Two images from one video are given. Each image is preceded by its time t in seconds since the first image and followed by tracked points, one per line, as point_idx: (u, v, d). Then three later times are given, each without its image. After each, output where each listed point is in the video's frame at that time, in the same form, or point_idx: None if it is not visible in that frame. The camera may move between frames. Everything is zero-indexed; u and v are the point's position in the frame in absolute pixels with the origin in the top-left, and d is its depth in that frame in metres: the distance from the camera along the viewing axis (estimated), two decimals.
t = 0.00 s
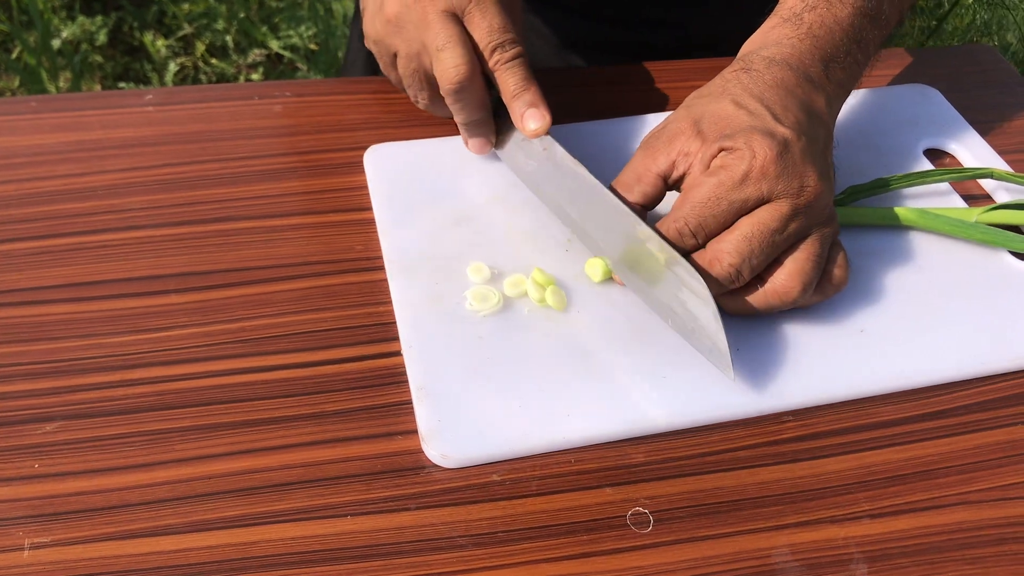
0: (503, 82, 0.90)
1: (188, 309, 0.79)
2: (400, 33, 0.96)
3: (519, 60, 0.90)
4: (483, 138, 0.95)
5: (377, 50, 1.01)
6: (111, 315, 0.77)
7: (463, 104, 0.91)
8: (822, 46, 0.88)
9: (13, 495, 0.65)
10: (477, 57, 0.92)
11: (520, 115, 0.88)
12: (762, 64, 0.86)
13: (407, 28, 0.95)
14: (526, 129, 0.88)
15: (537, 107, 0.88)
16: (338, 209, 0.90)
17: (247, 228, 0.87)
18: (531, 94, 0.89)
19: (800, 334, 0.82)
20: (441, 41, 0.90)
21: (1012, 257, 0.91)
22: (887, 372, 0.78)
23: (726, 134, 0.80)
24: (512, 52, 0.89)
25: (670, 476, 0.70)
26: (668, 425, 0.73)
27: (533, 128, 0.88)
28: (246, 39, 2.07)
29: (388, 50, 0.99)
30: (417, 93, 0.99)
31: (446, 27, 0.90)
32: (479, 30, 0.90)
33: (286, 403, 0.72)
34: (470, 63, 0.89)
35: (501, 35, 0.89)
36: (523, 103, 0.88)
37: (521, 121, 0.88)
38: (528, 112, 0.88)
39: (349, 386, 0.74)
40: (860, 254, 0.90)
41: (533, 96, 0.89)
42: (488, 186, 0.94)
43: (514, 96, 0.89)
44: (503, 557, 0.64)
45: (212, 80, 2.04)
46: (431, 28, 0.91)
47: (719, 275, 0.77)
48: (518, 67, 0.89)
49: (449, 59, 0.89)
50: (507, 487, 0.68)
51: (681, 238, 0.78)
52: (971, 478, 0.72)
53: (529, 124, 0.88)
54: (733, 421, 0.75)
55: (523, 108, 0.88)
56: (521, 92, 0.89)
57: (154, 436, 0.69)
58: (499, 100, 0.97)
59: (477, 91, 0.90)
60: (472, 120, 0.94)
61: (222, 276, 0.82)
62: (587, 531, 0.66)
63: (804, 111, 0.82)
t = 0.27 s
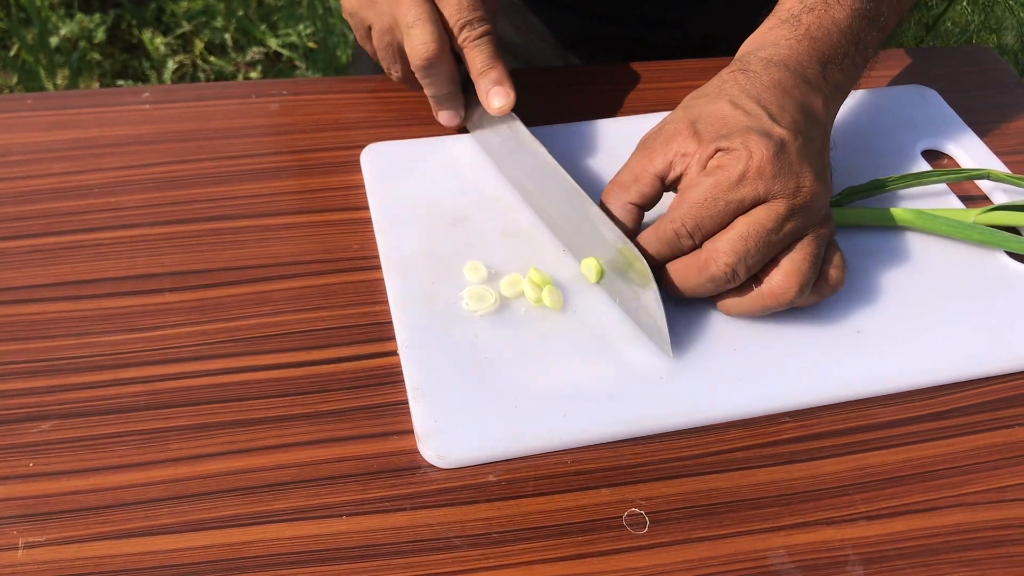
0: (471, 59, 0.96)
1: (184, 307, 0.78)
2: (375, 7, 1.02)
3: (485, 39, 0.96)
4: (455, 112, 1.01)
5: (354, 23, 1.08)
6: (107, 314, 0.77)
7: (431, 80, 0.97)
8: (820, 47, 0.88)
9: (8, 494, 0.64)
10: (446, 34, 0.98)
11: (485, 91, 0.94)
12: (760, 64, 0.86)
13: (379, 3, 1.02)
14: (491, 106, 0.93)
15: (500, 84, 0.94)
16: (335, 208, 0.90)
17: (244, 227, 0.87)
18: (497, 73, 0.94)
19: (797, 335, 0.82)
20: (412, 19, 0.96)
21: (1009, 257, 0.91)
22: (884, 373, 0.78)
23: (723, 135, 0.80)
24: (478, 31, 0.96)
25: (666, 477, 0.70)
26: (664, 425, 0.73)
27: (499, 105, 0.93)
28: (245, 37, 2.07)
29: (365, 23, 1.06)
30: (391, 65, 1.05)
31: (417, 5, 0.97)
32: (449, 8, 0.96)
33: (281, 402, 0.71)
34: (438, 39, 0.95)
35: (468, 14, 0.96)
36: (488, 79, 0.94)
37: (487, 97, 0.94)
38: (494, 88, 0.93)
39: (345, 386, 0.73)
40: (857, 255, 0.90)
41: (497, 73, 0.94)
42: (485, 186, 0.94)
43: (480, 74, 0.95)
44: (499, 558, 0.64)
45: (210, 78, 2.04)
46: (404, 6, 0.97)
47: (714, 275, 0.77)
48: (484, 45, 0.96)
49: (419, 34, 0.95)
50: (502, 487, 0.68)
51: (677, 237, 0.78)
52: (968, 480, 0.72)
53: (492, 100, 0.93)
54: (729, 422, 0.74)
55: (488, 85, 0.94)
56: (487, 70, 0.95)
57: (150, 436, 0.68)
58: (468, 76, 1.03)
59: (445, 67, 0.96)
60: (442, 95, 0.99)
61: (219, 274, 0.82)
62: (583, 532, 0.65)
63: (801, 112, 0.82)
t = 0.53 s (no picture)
0: (471, 68, 0.95)
1: (181, 311, 0.78)
2: (374, 16, 1.01)
3: (486, 48, 0.96)
4: (451, 119, 1.00)
5: (352, 32, 1.07)
6: (104, 317, 0.77)
7: (431, 88, 0.96)
8: (823, 53, 0.88)
9: (3, 499, 0.64)
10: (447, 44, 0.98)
11: (486, 99, 0.93)
12: (763, 71, 0.85)
13: (380, 12, 1.00)
14: (491, 114, 0.93)
15: (503, 93, 0.93)
16: (333, 212, 0.90)
17: (241, 230, 0.86)
18: (497, 82, 0.94)
19: (795, 342, 0.82)
20: (413, 26, 0.96)
21: (1008, 264, 0.91)
22: (883, 380, 0.78)
23: (725, 142, 0.79)
24: (481, 39, 0.95)
25: (664, 484, 0.69)
26: (663, 432, 0.73)
27: (499, 113, 0.93)
28: (245, 37, 2.07)
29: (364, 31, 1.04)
30: (389, 74, 1.02)
31: (419, 13, 0.96)
32: (450, 16, 0.96)
33: (278, 407, 0.71)
34: (438, 48, 0.95)
35: (470, 23, 0.95)
36: (490, 88, 0.94)
37: (487, 105, 0.93)
38: (495, 97, 0.93)
39: (342, 391, 0.73)
40: (856, 261, 0.90)
41: (498, 82, 0.94)
42: (484, 190, 0.94)
43: (480, 83, 0.95)
44: (496, 565, 0.63)
45: (210, 78, 2.04)
46: (405, 14, 0.97)
47: (717, 286, 0.77)
48: (486, 53, 0.95)
49: (420, 43, 0.95)
50: (500, 494, 0.68)
51: (680, 248, 0.78)
52: (966, 488, 0.71)
53: (495, 108, 0.93)
54: (726, 430, 0.74)
55: (489, 93, 0.94)
56: (488, 77, 0.94)
57: (146, 440, 0.68)
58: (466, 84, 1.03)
59: (444, 75, 0.96)
60: (439, 103, 0.99)
61: (216, 278, 0.81)
62: (580, 539, 0.65)
63: (804, 119, 0.82)
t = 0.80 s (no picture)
0: (469, 90, 0.91)
1: (175, 315, 0.78)
2: (378, 42, 1.00)
3: (484, 66, 0.90)
4: (471, 139, 0.98)
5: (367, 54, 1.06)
6: (97, 321, 0.77)
7: (435, 115, 0.94)
8: (826, 55, 0.87)
9: None
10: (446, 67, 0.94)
11: (485, 124, 0.90)
12: (766, 72, 0.85)
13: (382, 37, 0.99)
14: (491, 139, 0.90)
15: (500, 116, 0.89)
16: (329, 215, 0.90)
17: (237, 233, 0.86)
18: (496, 103, 0.90)
19: (791, 347, 0.81)
20: (408, 54, 0.93)
21: (1005, 269, 0.91)
22: (879, 387, 0.78)
23: (724, 143, 0.79)
24: (475, 59, 0.90)
25: (660, 491, 0.69)
26: (658, 438, 0.73)
27: (498, 138, 0.89)
28: (244, 36, 2.06)
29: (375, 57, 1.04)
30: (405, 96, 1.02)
31: (414, 40, 0.93)
32: (443, 38, 0.91)
33: (272, 412, 0.71)
34: (432, 74, 0.91)
35: (464, 41, 0.90)
36: (489, 112, 0.90)
37: (487, 130, 0.90)
38: (493, 120, 0.89)
39: (336, 396, 0.73)
40: (853, 266, 0.90)
41: (496, 105, 0.90)
42: (481, 193, 0.94)
43: (480, 105, 0.90)
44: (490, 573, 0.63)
45: (209, 77, 2.03)
46: (399, 40, 0.94)
47: (719, 291, 0.76)
48: (482, 75, 0.90)
49: (413, 73, 0.92)
50: (494, 501, 0.68)
51: (677, 247, 0.77)
52: (963, 496, 0.71)
53: (492, 133, 0.89)
54: (722, 436, 0.74)
55: (488, 117, 0.90)
56: (485, 100, 0.90)
57: (138, 446, 0.68)
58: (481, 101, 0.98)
59: (445, 103, 0.93)
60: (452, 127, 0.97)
61: (211, 282, 0.81)
62: (574, 547, 0.65)
63: (805, 120, 0.81)
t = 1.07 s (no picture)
0: (479, 74, 0.91)
1: (174, 318, 0.77)
2: (383, 31, 1.00)
3: (493, 51, 0.90)
4: (477, 129, 0.97)
5: (369, 50, 1.06)
6: (96, 324, 0.76)
7: (442, 99, 0.94)
8: (831, 58, 0.87)
9: None
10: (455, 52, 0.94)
11: (496, 107, 0.90)
12: (772, 76, 0.85)
13: (389, 28, 0.99)
14: (503, 121, 0.90)
15: (511, 98, 0.89)
16: (328, 218, 0.89)
17: (236, 236, 0.86)
18: (506, 86, 0.90)
19: (791, 352, 0.81)
20: (416, 39, 0.93)
21: (1006, 274, 0.90)
22: (879, 392, 0.77)
23: (731, 147, 0.79)
24: (484, 43, 0.90)
25: (659, 497, 0.69)
26: (658, 442, 0.72)
27: (510, 120, 0.89)
28: (244, 37, 2.06)
29: (379, 48, 1.04)
30: (410, 88, 1.01)
31: (422, 25, 0.93)
32: (451, 23, 0.91)
33: (271, 416, 0.71)
34: (442, 58, 0.91)
35: (471, 26, 0.90)
36: (499, 95, 0.90)
37: (499, 113, 0.90)
38: (505, 103, 0.89)
39: (335, 400, 0.73)
40: (854, 271, 0.90)
41: (506, 87, 0.90)
42: (480, 196, 0.93)
43: (490, 89, 0.90)
44: None
45: (209, 77, 2.03)
46: (407, 26, 0.94)
47: (720, 295, 0.76)
48: (491, 58, 0.90)
49: (422, 56, 0.92)
50: (493, 506, 0.68)
51: (678, 249, 0.76)
52: (963, 502, 0.71)
53: (505, 115, 0.89)
54: (721, 441, 0.74)
55: (499, 99, 0.89)
56: (496, 82, 0.90)
57: (135, 450, 0.67)
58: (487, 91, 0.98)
59: (454, 87, 0.93)
60: (458, 114, 0.96)
61: (210, 285, 0.81)
62: (573, 553, 0.65)
63: (811, 125, 0.81)
